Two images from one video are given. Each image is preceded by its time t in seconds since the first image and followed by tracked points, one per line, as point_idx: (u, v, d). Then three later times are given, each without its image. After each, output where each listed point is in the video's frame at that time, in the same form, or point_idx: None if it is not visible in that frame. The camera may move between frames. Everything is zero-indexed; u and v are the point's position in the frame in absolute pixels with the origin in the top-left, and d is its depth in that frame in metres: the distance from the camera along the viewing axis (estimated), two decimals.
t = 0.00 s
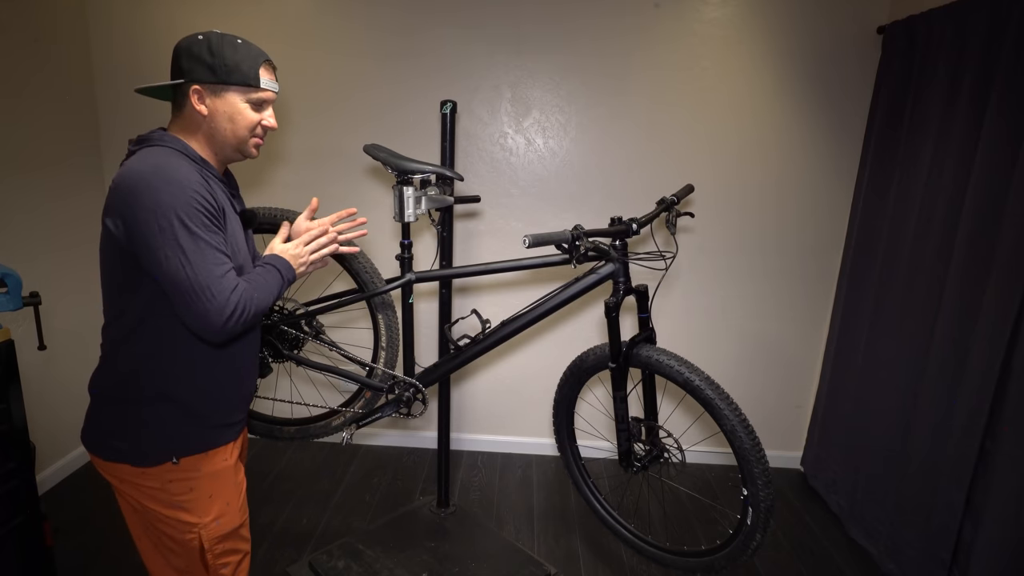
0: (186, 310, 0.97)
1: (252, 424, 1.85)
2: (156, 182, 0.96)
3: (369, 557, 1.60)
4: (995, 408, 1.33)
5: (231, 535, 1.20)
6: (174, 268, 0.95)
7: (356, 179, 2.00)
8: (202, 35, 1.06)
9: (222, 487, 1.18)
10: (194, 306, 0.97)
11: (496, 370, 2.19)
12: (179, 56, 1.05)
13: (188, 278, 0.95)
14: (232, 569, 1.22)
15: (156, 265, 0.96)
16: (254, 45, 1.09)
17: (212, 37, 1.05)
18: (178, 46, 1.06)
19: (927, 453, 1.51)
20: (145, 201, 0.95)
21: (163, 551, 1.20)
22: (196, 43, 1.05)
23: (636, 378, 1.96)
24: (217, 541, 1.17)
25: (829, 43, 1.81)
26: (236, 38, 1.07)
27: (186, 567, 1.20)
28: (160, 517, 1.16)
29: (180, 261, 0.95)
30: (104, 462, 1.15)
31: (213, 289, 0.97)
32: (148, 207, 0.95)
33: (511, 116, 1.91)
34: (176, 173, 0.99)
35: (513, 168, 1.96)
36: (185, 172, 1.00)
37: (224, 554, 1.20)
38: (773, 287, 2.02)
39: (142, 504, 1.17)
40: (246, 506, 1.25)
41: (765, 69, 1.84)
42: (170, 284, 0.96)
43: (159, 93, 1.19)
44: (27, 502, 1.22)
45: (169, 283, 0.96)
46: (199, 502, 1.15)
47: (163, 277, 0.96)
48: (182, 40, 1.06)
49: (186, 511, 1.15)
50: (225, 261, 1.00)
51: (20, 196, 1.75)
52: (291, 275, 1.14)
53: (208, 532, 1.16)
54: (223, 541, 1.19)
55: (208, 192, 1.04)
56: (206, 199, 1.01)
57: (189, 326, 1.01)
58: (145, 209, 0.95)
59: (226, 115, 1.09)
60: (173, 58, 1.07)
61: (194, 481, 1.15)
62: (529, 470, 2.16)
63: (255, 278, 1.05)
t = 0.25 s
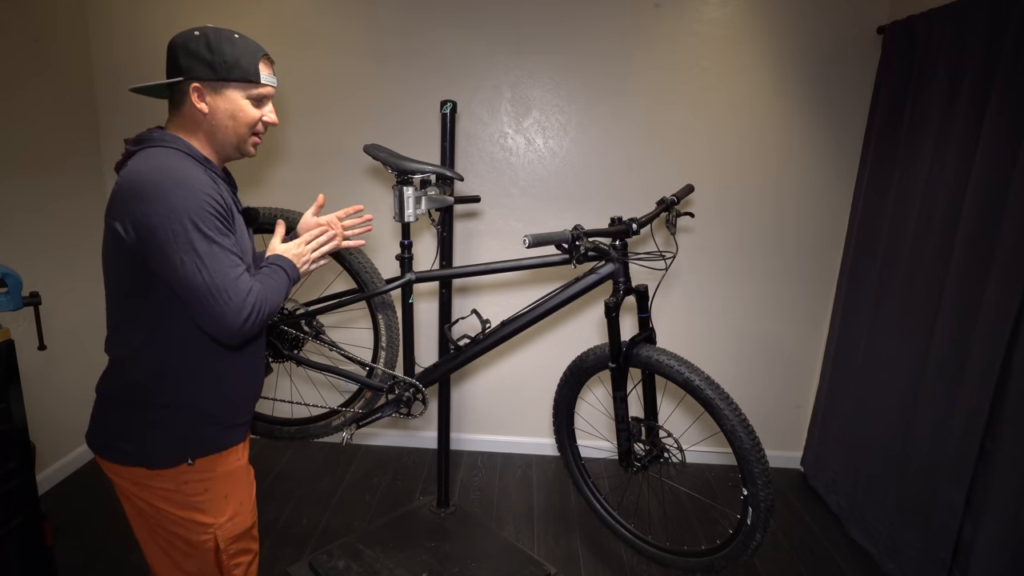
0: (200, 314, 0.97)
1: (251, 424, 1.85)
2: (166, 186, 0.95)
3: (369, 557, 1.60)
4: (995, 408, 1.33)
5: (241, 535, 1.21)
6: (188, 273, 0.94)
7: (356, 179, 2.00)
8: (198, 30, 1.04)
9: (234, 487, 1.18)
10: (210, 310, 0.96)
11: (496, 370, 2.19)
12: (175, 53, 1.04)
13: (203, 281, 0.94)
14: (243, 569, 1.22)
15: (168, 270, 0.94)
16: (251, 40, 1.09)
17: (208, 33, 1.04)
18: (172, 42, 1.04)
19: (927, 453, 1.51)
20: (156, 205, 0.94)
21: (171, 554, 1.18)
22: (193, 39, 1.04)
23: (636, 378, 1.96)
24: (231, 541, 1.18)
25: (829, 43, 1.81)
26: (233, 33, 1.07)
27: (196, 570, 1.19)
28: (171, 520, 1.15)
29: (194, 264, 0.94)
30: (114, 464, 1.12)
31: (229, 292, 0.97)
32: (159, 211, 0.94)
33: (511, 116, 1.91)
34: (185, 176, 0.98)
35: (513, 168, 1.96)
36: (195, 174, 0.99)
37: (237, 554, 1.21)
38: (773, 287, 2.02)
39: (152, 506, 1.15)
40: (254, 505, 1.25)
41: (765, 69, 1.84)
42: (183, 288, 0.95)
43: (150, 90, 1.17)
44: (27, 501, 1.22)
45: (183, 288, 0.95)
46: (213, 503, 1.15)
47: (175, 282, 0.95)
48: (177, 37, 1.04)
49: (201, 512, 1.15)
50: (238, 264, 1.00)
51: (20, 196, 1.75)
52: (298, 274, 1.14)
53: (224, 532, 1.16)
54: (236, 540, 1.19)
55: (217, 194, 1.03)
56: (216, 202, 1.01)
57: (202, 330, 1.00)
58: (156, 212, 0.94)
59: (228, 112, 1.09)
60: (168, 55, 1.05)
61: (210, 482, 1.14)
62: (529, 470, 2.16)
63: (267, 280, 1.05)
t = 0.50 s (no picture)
0: (212, 318, 0.97)
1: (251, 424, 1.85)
2: (177, 191, 0.95)
3: (369, 557, 1.60)
4: (995, 408, 1.33)
5: (254, 532, 1.21)
6: (200, 278, 0.94)
7: (356, 179, 2.00)
8: (200, 30, 1.04)
9: (245, 484, 1.19)
10: (222, 314, 0.96)
11: (496, 370, 2.19)
12: (177, 53, 1.03)
13: (217, 286, 0.94)
14: (257, 565, 1.23)
15: (180, 275, 0.94)
16: (253, 40, 1.09)
17: (211, 34, 1.04)
18: (174, 42, 1.04)
19: (927, 453, 1.51)
20: (166, 210, 0.93)
21: (184, 555, 1.18)
22: (195, 40, 1.03)
23: (636, 378, 1.96)
24: (245, 537, 1.18)
25: (829, 43, 1.81)
26: (235, 33, 1.07)
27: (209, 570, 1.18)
28: (182, 520, 1.14)
29: (207, 269, 0.94)
30: (122, 467, 1.12)
31: (242, 296, 0.97)
32: (170, 216, 0.93)
33: (511, 116, 1.91)
34: (194, 180, 0.97)
35: (513, 168, 1.96)
36: (203, 178, 0.99)
37: (250, 550, 1.21)
38: (773, 287, 2.02)
39: (161, 508, 1.14)
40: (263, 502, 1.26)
41: (765, 69, 1.84)
42: (195, 293, 0.95)
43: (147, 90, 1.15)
44: (27, 501, 1.22)
45: (195, 293, 0.95)
46: (225, 501, 1.15)
47: (187, 287, 0.95)
48: (179, 37, 1.03)
49: (214, 511, 1.15)
50: (248, 268, 1.00)
51: (20, 196, 1.75)
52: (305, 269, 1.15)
53: (238, 528, 1.17)
54: (250, 537, 1.20)
55: (225, 198, 1.03)
56: (225, 205, 1.01)
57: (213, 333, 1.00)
58: (167, 217, 0.93)
59: (232, 113, 1.09)
60: (170, 55, 1.05)
61: (221, 480, 1.15)
62: (529, 470, 2.16)
63: (277, 281, 1.05)
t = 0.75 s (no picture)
0: (217, 320, 0.97)
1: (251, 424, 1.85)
2: (179, 193, 0.95)
3: (369, 557, 1.60)
4: (995, 408, 1.33)
5: (254, 533, 1.21)
6: (205, 281, 0.94)
7: (356, 179, 2.00)
8: (198, 30, 1.04)
9: (245, 484, 1.19)
10: (227, 316, 0.97)
11: (496, 370, 2.19)
12: (175, 53, 1.03)
13: (221, 288, 0.95)
14: (258, 565, 1.23)
15: (184, 277, 0.94)
16: (252, 39, 1.09)
17: (209, 34, 1.04)
18: (172, 42, 1.04)
19: (927, 453, 1.51)
20: (170, 213, 0.93)
21: (185, 555, 1.17)
22: (193, 40, 1.03)
23: (636, 378, 1.96)
24: (247, 537, 1.18)
25: (829, 43, 1.81)
26: (233, 32, 1.06)
27: (210, 570, 1.18)
28: (183, 521, 1.14)
29: (211, 272, 0.94)
30: (123, 467, 1.12)
31: (247, 297, 0.97)
32: (174, 219, 0.93)
33: (511, 116, 1.91)
34: (196, 182, 0.97)
35: (513, 168, 1.96)
36: (205, 180, 0.99)
37: (252, 550, 1.21)
38: (773, 287, 2.02)
39: (162, 508, 1.14)
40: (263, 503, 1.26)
41: (765, 69, 1.84)
42: (199, 296, 0.95)
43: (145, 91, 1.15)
44: (27, 502, 1.22)
45: (199, 295, 0.95)
46: (226, 500, 1.15)
47: (191, 289, 0.95)
48: (177, 37, 1.03)
49: (215, 511, 1.14)
50: (252, 269, 1.00)
51: (20, 196, 1.75)
52: (321, 262, 1.17)
53: (240, 528, 1.17)
54: (251, 537, 1.20)
55: (227, 199, 1.03)
56: (228, 206, 1.01)
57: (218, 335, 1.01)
58: (170, 220, 0.93)
59: (231, 113, 1.09)
60: (168, 55, 1.04)
61: (223, 480, 1.15)
62: (529, 470, 2.16)
63: (282, 281, 1.06)
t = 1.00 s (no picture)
0: (213, 320, 0.97)
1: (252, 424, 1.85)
2: (173, 194, 0.94)
3: (369, 557, 1.60)
4: (995, 408, 1.33)
5: (253, 533, 1.21)
6: (200, 282, 0.94)
7: (356, 179, 2.00)
8: (194, 29, 1.04)
9: (242, 484, 1.19)
10: (223, 316, 0.96)
11: (496, 371, 2.19)
12: (170, 52, 1.03)
13: (216, 289, 0.94)
14: (256, 566, 1.23)
15: (179, 278, 0.94)
16: (248, 39, 1.09)
17: (204, 33, 1.04)
18: (168, 42, 1.04)
19: (928, 454, 1.51)
20: (164, 214, 0.93)
21: (182, 555, 1.17)
22: (188, 39, 1.03)
23: (636, 378, 1.96)
24: (244, 537, 1.18)
25: (830, 43, 1.81)
26: (228, 32, 1.06)
27: (208, 570, 1.18)
28: (181, 521, 1.14)
29: (205, 273, 0.94)
30: (121, 467, 1.12)
31: (242, 298, 0.97)
32: (168, 220, 0.93)
33: (511, 116, 1.91)
34: (190, 183, 0.97)
35: (513, 168, 1.96)
36: (199, 181, 0.98)
37: (249, 550, 1.21)
38: (773, 287, 2.02)
39: (160, 508, 1.14)
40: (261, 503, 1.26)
41: (764, 69, 1.84)
42: (194, 297, 0.95)
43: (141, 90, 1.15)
44: (27, 502, 1.22)
45: (194, 296, 0.95)
46: (223, 501, 1.15)
47: (186, 290, 0.95)
48: (172, 37, 1.03)
49: (212, 511, 1.14)
50: (247, 270, 0.99)
51: (20, 196, 1.75)
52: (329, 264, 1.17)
53: (237, 528, 1.16)
54: (248, 537, 1.20)
55: (223, 199, 1.02)
56: (222, 206, 1.00)
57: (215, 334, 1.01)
58: (164, 221, 0.93)
59: (226, 113, 1.09)
60: (164, 55, 1.05)
61: (219, 480, 1.15)
62: (529, 470, 2.16)
63: (280, 281, 1.05)
